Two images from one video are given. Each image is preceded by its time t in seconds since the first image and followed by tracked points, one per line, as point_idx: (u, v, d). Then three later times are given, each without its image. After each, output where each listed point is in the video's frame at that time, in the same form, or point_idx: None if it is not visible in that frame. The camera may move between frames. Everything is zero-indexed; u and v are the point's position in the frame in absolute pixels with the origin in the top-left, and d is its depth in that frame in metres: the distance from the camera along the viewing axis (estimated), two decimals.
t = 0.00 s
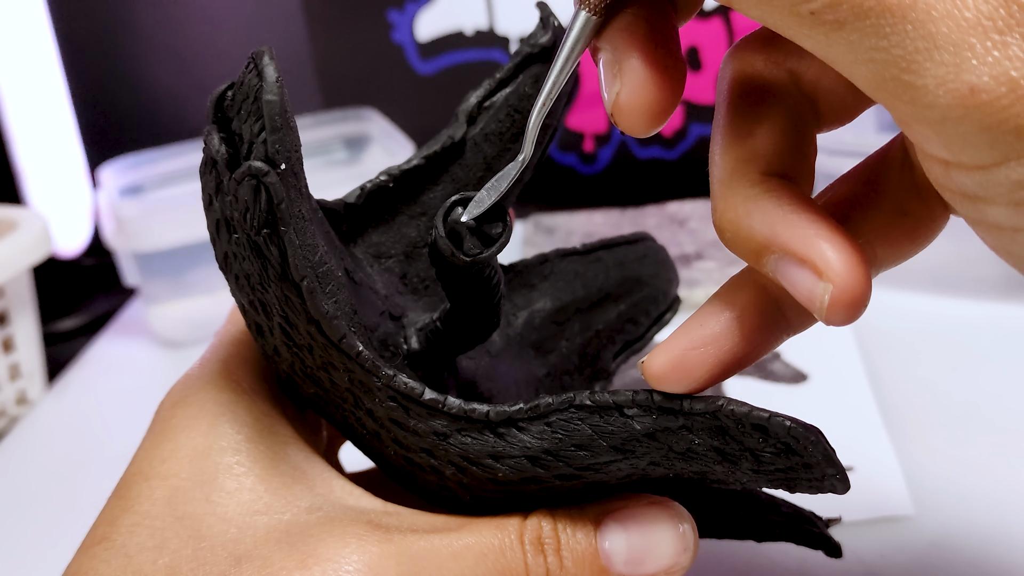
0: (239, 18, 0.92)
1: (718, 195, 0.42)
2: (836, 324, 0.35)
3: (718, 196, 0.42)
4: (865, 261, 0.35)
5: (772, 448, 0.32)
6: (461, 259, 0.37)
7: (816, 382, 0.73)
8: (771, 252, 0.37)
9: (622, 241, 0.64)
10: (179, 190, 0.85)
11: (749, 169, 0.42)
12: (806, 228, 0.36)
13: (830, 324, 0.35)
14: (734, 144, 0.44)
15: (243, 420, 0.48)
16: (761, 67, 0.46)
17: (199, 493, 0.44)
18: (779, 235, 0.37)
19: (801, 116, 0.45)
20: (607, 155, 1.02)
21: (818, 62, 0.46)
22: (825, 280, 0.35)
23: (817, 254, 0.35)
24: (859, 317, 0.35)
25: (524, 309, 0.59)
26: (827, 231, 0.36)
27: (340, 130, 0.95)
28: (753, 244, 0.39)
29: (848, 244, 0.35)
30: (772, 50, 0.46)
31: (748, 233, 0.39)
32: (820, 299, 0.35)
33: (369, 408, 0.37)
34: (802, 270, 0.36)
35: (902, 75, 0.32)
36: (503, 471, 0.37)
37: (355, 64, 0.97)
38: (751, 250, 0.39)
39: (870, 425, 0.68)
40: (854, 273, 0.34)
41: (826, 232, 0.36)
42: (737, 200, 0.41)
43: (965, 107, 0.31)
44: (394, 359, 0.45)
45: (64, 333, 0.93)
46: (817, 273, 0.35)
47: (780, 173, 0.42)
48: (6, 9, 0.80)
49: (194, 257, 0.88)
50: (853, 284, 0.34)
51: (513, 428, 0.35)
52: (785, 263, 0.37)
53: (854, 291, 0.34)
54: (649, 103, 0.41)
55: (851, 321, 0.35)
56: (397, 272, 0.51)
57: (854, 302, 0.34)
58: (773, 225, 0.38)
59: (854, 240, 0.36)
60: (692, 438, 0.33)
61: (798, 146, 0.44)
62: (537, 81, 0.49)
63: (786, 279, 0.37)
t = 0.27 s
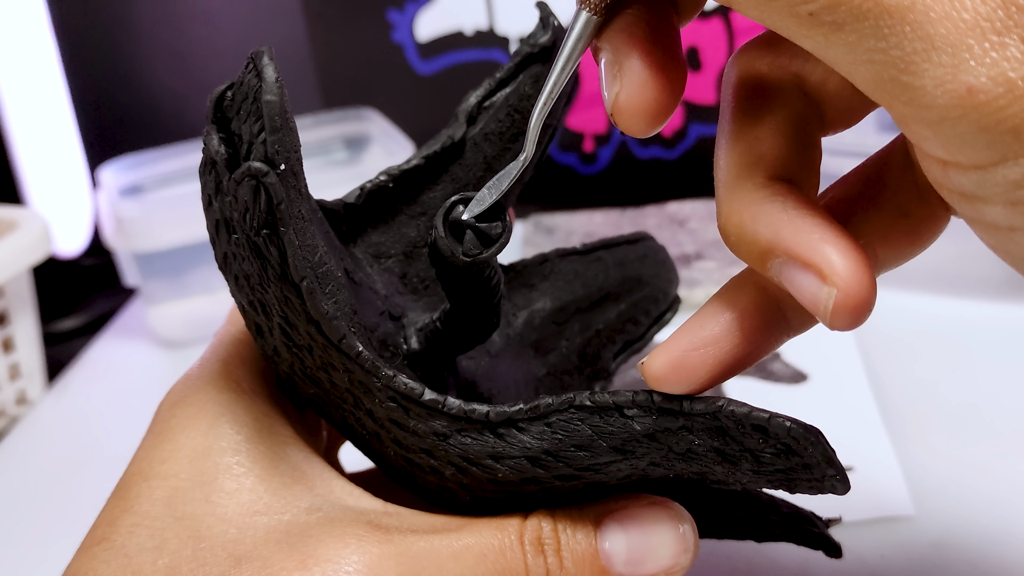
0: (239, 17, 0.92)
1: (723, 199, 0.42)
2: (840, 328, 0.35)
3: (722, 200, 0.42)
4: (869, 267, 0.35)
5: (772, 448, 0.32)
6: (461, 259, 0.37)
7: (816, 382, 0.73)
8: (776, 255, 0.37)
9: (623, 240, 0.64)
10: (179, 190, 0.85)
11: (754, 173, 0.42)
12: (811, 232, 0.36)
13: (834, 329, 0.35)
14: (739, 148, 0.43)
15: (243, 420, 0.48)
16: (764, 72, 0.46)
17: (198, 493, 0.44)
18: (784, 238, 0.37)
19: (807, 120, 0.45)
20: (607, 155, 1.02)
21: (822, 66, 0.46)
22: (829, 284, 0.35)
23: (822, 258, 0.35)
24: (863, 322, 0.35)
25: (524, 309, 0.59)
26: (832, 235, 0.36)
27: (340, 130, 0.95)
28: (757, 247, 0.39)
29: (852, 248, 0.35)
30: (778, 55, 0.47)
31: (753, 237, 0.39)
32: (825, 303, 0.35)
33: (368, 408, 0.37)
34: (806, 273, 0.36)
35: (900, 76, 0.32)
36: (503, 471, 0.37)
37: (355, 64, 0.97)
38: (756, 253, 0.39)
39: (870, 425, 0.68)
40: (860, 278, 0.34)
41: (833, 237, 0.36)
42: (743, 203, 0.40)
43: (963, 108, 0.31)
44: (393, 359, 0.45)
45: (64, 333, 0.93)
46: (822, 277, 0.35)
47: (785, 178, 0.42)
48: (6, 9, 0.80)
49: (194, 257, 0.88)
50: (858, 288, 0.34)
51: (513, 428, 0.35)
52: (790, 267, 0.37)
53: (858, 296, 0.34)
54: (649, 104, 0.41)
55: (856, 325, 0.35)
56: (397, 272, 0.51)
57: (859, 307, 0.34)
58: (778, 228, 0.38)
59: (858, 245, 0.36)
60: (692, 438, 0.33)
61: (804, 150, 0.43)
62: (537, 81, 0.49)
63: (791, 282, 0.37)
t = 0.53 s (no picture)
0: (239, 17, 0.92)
1: (724, 204, 0.42)
2: (839, 335, 0.35)
3: (723, 205, 0.42)
4: (869, 273, 0.35)
5: (771, 449, 0.32)
6: (460, 260, 0.37)
7: (816, 383, 0.73)
8: (775, 260, 0.37)
9: (623, 240, 0.64)
10: (179, 190, 0.85)
11: (755, 179, 0.42)
12: (811, 237, 0.36)
13: (833, 336, 0.35)
14: (740, 155, 0.43)
15: (243, 420, 0.48)
16: (762, 79, 0.46)
17: (198, 493, 0.44)
18: (783, 243, 0.37)
19: (807, 126, 0.45)
20: (607, 155, 1.02)
21: (822, 72, 0.46)
22: (828, 290, 0.35)
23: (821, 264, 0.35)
24: (862, 329, 0.35)
25: (524, 309, 0.59)
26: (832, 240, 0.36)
27: (341, 130, 0.95)
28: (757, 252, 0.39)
29: (852, 254, 0.35)
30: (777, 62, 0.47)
31: (753, 242, 0.39)
32: (824, 310, 0.35)
33: (368, 409, 0.37)
34: (805, 279, 0.36)
35: (894, 80, 0.32)
36: (503, 472, 0.37)
37: (355, 63, 0.97)
38: (755, 258, 0.39)
39: (870, 425, 0.68)
40: (861, 285, 0.34)
41: (832, 243, 0.36)
42: (743, 209, 0.40)
43: (957, 111, 0.31)
44: (393, 359, 0.45)
45: (65, 333, 0.93)
46: (822, 283, 0.35)
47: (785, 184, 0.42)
48: (6, 9, 0.80)
49: (194, 256, 0.88)
50: (857, 295, 0.34)
51: (513, 429, 0.35)
52: (789, 273, 0.37)
53: (858, 302, 0.34)
54: (645, 106, 0.42)
55: (854, 332, 0.35)
56: (397, 272, 0.51)
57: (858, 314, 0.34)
58: (777, 234, 0.38)
59: (859, 251, 0.36)
60: (692, 439, 0.33)
61: (805, 156, 0.43)
62: (537, 81, 0.49)
63: (790, 288, 0.37)
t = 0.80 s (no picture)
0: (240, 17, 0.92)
1: (724, 207, 0.42)
2: (837, 339, 0.35)
3: (723, 208, 0.42)
4: (869, 277, 0.35)
5: (770, 448, 0.32)
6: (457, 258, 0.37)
7: (815, 383, 0.73)
8: (775, 264, 0.37)
9: (622, 240, 0.64)
10: (178, 191, 0.85)
11: (755, 181, 0.42)
12: (811, 241, 0.36)
13: (832, 340, 0.35)
14: (740, 157, 0.43)
15: (242, 420, 0.48)
16: (761, 82, 0.46)
17: (197, 493, 0.44)
18: (783, 247, 0.37)
19: (806, 128, 0.45)
20: (607, 155, 1.02)
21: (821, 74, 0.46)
22: (827, 295, 0.35)
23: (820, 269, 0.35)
24: (861, 333, 0.35)
25: (524, 309, 0.59)
26: (831, 244, 0.36)
27: (341, 130, 0.95)
28: (757, 255, 0.39)
29: (851, 258, 0.35)
30: (776, 65, 0.47)
31: (753, 245, 0.39)
32: (823, 314, 0.35)
33: (367, 409, 0.37)
34: (804, 283, 0.36)
35: (891, 83, 0.32)
36: (501, 472, 0.37)
37: (355, 63, 0.97)
38: (755, 261, 0.39)
39: (869, 425, 0.68)
40: (860, 290, 0.34)
41: (831, 246, 0.36)
42: (743, 212, 0.40)
43: (954, 113, 0.31)
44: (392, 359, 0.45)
45: (65, 333, 0.93)
46: (821, 288, 0.35)
47: (785, 187, 0.42)
48: (6, 9, 0.80)
49: (194, 256, 0.88)
50: (857, 299, 0.34)
51: (512, 428, 0.35)
52: (789, 277, 0.37)
53: (857, 307, 0.34)
54: (633, 109, 0.42)
55: (852, 337, 0.35)
56: (396, 272, 0.51)
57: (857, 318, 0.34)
58: (777, 237, 0.37)
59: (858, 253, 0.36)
60: (690, 438, 0.33)
61: (804, 159, 0.43)
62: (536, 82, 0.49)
63: (789, 292, 0.37)
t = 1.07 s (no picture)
0: (240, 17, 0.92)
1: (727, 208, 0.42)
2: (839, 342, 0.35)
3: (726, 209, 0.42)
4: (871, 279, 0.35)
5: (771, 449, 0.32)
6: (458, 258, 0.37)
7: (816, 383, 0.73)
8: (777, 267, 0.37)
9: (622, 240, 0.64)
10: (178, 190, 0.84)
11: (758, 183, 0.42)
12: (813, 243, 0.36)
13: (834, 343, 0.35)
14: (742, 158, 0.43)
15: (243, 420, 0.48)
16: (764, 82, 0.46)
17: (197, 494, 0.44)
18: (785, 249, 0.37)
19: (810, 130, 0.45)
20: (607, 155, 1.02)
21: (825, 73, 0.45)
22: (829, 298, 0.35)
23: (823, 272, 0.35)
24: (864, 336, 0.34)
25: (524, 309, 0.59)
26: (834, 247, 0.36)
27: (341, 130, 0.95)
28: (759, 257, 0.39)
29: (854, 261, 0.35)
30: (779, 66, 0.47)
31: (755, 247, 0.39)
32: (826, 318, 0.35)
33: (367, 409, 0.37)
34: (807, 286, 0.36)
35: (896, 76, 0.32)
36: (502, 472, 0.37)
37: (355, 63, 0.97)
38: (758, 263, 0.39)
39: (870, 425, 0.68)
40: (862, 292, 0.34)
41: (833, 249, 0.36)
42: (746, 214, 0.40)
43: (960, 106, 0.31)
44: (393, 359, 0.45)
45: (64, 333, 0.93)
46: (823, 290, 0.35)
47: (788, 188, 0.42)
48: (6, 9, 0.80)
49: (194, 257, 0.87)
50: (859, 303, 0.34)
51: (513, 429, 0.35)
52: (791, 279, 0.37)
53: (859, 311, 0.34)
54: (634, 108, 0.42)
55: (854, 340, 0.35)
56: (397, 272, 0.51)
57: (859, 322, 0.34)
58: (780, 239, 0.37)
59: (860, 255, 0.36)
60: (691, 439, 0.33)
61: (807, 161, 0.43)
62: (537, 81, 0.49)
63: (792, 294, 0.37)
